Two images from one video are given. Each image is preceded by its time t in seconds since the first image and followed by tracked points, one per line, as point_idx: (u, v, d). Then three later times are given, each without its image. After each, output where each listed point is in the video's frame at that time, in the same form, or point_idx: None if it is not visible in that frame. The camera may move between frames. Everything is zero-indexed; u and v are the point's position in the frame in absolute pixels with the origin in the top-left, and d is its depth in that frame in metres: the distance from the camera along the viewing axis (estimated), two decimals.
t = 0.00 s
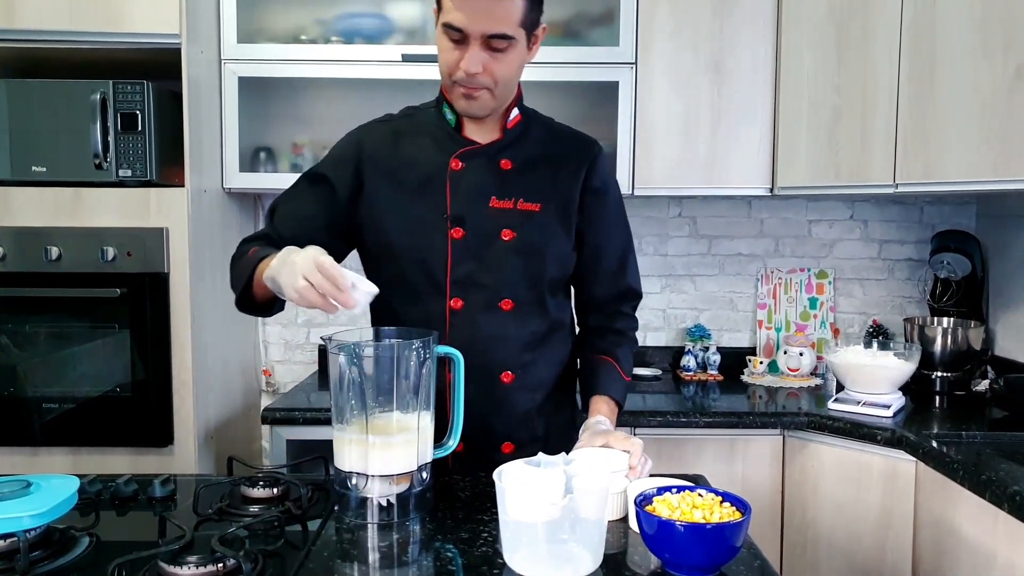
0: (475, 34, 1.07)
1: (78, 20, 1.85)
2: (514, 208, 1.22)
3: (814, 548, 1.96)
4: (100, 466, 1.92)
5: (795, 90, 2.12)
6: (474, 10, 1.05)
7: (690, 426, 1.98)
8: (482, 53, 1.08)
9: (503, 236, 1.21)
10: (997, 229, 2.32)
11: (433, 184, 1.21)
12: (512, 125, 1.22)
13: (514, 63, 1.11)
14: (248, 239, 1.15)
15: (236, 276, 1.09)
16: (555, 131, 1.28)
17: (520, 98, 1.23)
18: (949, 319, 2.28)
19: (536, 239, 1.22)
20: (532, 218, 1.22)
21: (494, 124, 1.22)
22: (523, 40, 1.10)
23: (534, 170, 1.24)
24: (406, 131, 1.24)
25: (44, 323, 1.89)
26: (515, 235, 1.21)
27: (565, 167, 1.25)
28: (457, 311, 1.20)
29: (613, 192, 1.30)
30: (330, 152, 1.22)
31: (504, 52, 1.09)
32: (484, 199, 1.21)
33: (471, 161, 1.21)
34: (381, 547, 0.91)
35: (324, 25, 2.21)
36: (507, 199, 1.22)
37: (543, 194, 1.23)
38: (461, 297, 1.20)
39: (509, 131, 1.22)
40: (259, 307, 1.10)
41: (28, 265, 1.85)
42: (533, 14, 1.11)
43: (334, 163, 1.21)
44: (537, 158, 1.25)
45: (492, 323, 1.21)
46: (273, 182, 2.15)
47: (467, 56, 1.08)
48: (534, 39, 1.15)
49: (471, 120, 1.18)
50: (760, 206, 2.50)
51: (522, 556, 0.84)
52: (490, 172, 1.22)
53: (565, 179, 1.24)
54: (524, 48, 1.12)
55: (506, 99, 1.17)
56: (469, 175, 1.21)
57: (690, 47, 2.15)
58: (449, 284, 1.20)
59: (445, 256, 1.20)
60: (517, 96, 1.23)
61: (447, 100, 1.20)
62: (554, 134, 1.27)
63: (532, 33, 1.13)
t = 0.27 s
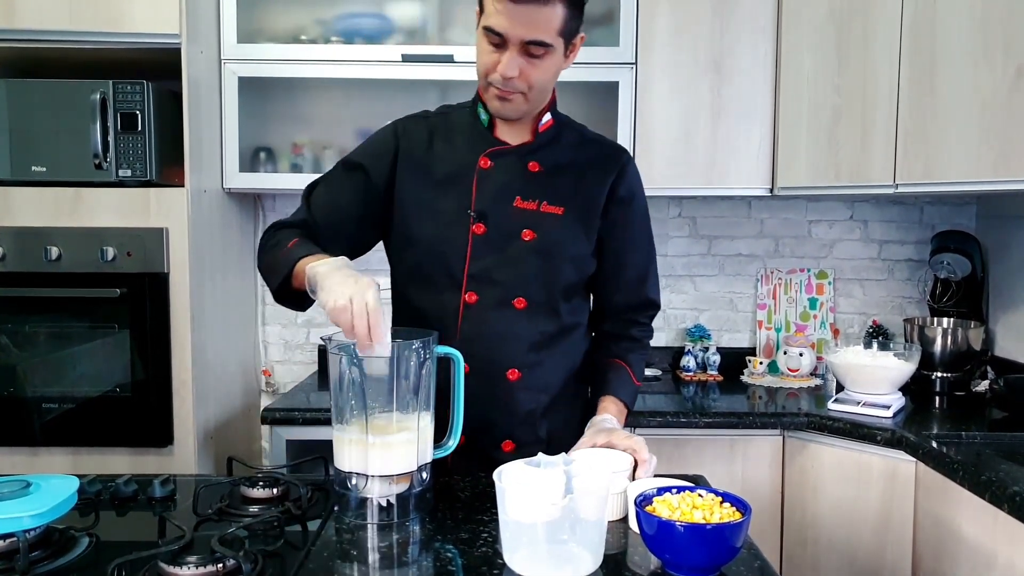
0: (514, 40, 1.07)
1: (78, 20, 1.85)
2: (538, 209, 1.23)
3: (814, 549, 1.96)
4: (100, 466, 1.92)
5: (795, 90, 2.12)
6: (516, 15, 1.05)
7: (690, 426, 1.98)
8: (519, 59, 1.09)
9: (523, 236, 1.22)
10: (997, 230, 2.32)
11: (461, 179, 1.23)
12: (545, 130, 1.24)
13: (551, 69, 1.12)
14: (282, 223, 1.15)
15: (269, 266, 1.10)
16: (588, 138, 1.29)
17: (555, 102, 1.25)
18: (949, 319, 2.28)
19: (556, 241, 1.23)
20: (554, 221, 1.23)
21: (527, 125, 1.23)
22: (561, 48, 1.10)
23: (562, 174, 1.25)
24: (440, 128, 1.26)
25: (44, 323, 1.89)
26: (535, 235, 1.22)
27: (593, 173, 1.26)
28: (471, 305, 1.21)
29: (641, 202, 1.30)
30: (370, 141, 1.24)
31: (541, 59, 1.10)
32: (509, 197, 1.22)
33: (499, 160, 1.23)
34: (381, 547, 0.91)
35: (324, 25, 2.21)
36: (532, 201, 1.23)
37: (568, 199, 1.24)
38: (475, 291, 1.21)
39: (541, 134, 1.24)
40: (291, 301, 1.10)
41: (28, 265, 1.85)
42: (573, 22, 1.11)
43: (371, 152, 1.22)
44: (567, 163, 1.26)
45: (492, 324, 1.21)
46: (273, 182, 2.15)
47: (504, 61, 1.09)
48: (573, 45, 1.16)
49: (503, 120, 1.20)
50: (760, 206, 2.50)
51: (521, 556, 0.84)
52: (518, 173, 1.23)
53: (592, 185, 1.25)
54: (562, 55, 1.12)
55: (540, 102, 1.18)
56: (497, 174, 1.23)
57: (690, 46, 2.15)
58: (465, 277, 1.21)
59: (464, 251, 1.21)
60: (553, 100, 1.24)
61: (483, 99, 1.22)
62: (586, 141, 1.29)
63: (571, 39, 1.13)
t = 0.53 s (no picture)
0: (542, 43, 1.07)
1: (78, 20, 1.85)
2: (557, 211, 1.23)
3: (813, 549, 1.96)
4: (98, 466, 1.92)
5: (794, 89, 2.12)
6: (545, 20, 1.06)
7: (689, 426, 1.98)
8: (545, 62, 1.09)
9: (540, 237, 1.22)
10: (996, 230, 2.32)
11: (483, 177, 1.23)
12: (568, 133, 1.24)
13: (576, 75, 1.12)
14: (303, 201, 1.15)
15: (287, 243, 1.08)
16: (611, 145, 1.29)
17: (580, 107, 1.25)
18: (949, 319, 2.28)
19: (571, 244, 1.23)
20: (572, 224, 1.23)
21: (550, 128, 1.24)
22: (587, 54, 1.10)
23: (583, 179, 1.25)
24: (465, 127, 1.27)
25: (43, 323, 1.89)
26: (553, 237, 1.22)
27: (614, 180, 1.26)
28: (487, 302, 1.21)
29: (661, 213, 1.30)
30: (396, 129, 1.25)
31: (567, 64, 1.10)
32: (528, 198, 1.23)
33: (521, 160, 1.23)
34: (380, 548, 0.91)
35: (323, 25, 2.21)
36: (552, 202, 1.23)
37: (587, 203, 1.24)
38: (489, 288, 1.22)
39: (564, 137, 1.24)
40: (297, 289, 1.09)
41: (27, 265, 1.85)
42: (601, 29, 1.12)
43: (397, 141, 1.23)
44: (589, 168, 1.26)
45: (492, 324, 1.21)
46: (273, 182, 2.15)
47: (530, 64, 1.09)
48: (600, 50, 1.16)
49: (526, 122, 1.21)
50: (760, 206, 2.50)
51: (521, 556, 0.84)
52: (540, 174, 1.23)
53: (612, 191, 1.25)
54: (588, 61, 1.13)
55: (564, 106, 1.18)
56: (518, 173, 1.23)
57: (690, 46, 2.15)
58: (480, 274, 1.21)
59: (482, 249, 1.21)
60: (578, 105, 1.25)
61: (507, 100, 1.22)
62: (608, 148, 1.29)
63: (598, 45, 1.13)
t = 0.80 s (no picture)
0: (554, 46, 1.08)
1: (78, 20, 1.85)
2: (566, 213, 1.23)
3: (812, 550, 1.96)
4: (97, 467, 1.92)
5: (794, 91, 2.12)
6: (558, 21, 1.06)
7: (689, 427, 1.98)
8: (557, 64, 1.09)
9: (548, 238, 1.22)
10: (996, 231, 2.32)
11: (494, 176, 1.23)
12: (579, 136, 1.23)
13: (587, 77, 1.12)
14: (314, 190, 1.14)
15: (297, 228, 1.07)
16: (623, 150, 1.30)
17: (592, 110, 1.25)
18: (949, 320, 2.28)
19: (578, 246, 1.23)
20: (580, 227, 1.23)
21: (561, 131, 1.23)
22: (599, 56, 1.11)
23: (593, 183, 1.25)
24: (478, 127, 1.28)
25: (43, 323, 1.89)
26: (560, 238, 1.22)
27: (624, 184, 1.26)
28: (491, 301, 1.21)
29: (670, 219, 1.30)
30: (411, 124, 1.26)
31: (579, 66, 1.10)
32: (538, 199, 1.23)
33: (532, 161, 1.23)
34: (379, 549, 0.91)
35: (323, 25, 2.21)
36: (561, 204, 1.23)
37: (596, 207, 1.24)
38: (495, 288, 1.21)
39: (576, 141, 1.24)
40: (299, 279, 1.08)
41: (26, 265, 1.85)
42: (613, 31, 1.12)
43: (411, 137, 1.24)
44: (599, 172, 1.26)
45: (492, 325, 1.21)
46: (272, 183, 2.14)
47: (542, 66, 1.09)
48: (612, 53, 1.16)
49: (537, 125, 1.21)
50: (760, 207, 2.50)
51: (520, 557, 0.84)
52: (550, 176, 1.23)
53: (622, 196, 1.25)
54: (600, 63, 1.13)
55: (575, 108, 1.18)
56: (529, 173, 1.23)
57: (690, 47, 2.14)
58: (487, 273, 1.21)
59: (489, 247, 1.21)
60: (589, 108, 1.24)
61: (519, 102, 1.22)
62: (620, 153, 1.29)
63: (610, 48, 1.14)
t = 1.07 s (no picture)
0: (559, 46, 1.07)
1: (78, 20, 1.85)
2: (569, 213, 1.23)
3: (812, 551, 1.96)
4: (97, 466, 1.92)
5: (794, 91, 2.12)
6: (562, 22, 1.06)
7: (688, 427, 1.98)
8: (562, 65, 1.09)
9: (551, 238, 1.22)
10: (996, 232, 2.32)
11: (498, 177, 1.23)
12: (582, 137, 1.23)
13: (592, 78, 1.12)
14: (317, 192, 1.15)
15: (299, 228, 1.09)
16: (627, 152, 1.29)
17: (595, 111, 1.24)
18: (949, 321, 2.28)
19: (581, 247, 1.22)
20: (583, 227, 1.23)
21: (564, 132, 1.23)
22: (603, 57, 1.10)
23: (597, 184, 1.25)
24: (482, 127, 1.28)
25: (42, 323, 1.88)
26: (563, 238, 1.22)
27: (628, 185, 1.25)
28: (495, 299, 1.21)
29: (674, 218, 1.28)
30: (415, 126, 1.27)
31: (584, 67, 1.10)
32: (541, 199, 1.22)
33: (536, 162, 1.23)
34: (378, 550, 0.91)
35: (323, 25, 2.21)
36: (564, 205, 1.23)
37: (600, 207, 1.24)
38: (499, 286, 1.21)
39: (579, 142, 1.24)
40: (301, 280, 1.09)
41: (25, 265, 1.85)
42: (616, 32, 1.12)
43: (414, 139, 1.24)
44: (603, 173, 1.26)
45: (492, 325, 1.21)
46: (272, 183, 2.14)
47: (547, 67, 1.09)
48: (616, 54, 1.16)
49: (541, 126, 1.20)
50: (760, 207, 2.50)
51: (520, 558, 0.84)
52: (553, 177, 1.23)
53: (625, 196, 1.25)
54: (604, 64, 1.13)
55: (579, 109, 1.18)
56: (532, 174, 1.23)
57: (690, 47, 2.14)
58: (491, 271, 1.21)
59: (493, 247, 1.21)
60: (592, 109, 1.24)
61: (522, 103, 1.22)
62: (624, 154, 1.28)
63: (614, 49, 1.14)
